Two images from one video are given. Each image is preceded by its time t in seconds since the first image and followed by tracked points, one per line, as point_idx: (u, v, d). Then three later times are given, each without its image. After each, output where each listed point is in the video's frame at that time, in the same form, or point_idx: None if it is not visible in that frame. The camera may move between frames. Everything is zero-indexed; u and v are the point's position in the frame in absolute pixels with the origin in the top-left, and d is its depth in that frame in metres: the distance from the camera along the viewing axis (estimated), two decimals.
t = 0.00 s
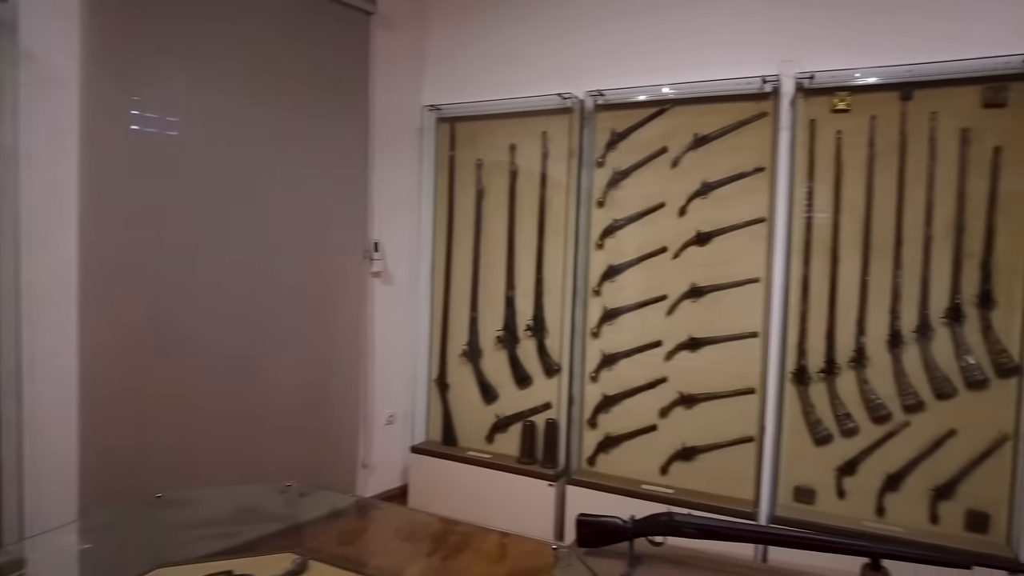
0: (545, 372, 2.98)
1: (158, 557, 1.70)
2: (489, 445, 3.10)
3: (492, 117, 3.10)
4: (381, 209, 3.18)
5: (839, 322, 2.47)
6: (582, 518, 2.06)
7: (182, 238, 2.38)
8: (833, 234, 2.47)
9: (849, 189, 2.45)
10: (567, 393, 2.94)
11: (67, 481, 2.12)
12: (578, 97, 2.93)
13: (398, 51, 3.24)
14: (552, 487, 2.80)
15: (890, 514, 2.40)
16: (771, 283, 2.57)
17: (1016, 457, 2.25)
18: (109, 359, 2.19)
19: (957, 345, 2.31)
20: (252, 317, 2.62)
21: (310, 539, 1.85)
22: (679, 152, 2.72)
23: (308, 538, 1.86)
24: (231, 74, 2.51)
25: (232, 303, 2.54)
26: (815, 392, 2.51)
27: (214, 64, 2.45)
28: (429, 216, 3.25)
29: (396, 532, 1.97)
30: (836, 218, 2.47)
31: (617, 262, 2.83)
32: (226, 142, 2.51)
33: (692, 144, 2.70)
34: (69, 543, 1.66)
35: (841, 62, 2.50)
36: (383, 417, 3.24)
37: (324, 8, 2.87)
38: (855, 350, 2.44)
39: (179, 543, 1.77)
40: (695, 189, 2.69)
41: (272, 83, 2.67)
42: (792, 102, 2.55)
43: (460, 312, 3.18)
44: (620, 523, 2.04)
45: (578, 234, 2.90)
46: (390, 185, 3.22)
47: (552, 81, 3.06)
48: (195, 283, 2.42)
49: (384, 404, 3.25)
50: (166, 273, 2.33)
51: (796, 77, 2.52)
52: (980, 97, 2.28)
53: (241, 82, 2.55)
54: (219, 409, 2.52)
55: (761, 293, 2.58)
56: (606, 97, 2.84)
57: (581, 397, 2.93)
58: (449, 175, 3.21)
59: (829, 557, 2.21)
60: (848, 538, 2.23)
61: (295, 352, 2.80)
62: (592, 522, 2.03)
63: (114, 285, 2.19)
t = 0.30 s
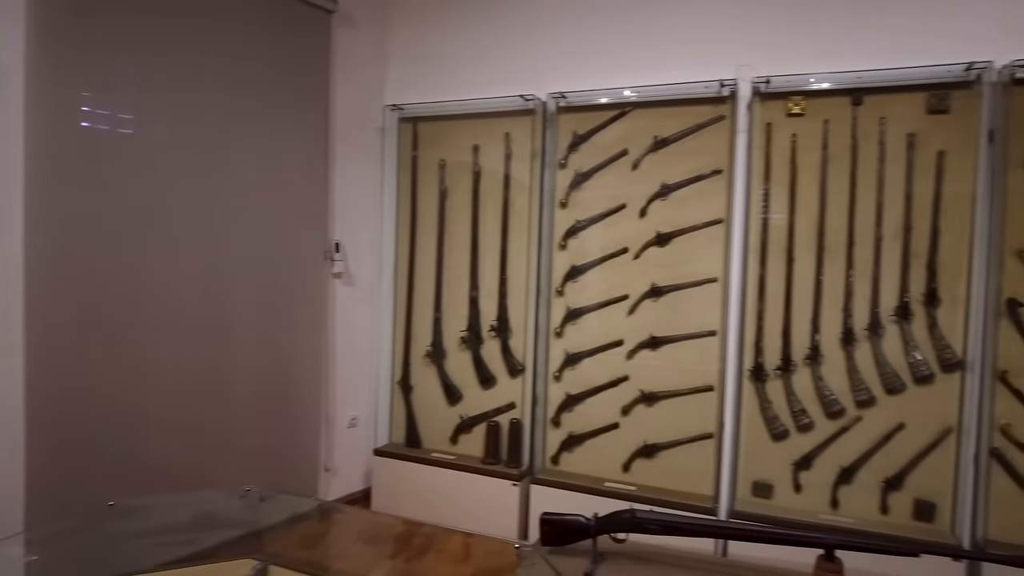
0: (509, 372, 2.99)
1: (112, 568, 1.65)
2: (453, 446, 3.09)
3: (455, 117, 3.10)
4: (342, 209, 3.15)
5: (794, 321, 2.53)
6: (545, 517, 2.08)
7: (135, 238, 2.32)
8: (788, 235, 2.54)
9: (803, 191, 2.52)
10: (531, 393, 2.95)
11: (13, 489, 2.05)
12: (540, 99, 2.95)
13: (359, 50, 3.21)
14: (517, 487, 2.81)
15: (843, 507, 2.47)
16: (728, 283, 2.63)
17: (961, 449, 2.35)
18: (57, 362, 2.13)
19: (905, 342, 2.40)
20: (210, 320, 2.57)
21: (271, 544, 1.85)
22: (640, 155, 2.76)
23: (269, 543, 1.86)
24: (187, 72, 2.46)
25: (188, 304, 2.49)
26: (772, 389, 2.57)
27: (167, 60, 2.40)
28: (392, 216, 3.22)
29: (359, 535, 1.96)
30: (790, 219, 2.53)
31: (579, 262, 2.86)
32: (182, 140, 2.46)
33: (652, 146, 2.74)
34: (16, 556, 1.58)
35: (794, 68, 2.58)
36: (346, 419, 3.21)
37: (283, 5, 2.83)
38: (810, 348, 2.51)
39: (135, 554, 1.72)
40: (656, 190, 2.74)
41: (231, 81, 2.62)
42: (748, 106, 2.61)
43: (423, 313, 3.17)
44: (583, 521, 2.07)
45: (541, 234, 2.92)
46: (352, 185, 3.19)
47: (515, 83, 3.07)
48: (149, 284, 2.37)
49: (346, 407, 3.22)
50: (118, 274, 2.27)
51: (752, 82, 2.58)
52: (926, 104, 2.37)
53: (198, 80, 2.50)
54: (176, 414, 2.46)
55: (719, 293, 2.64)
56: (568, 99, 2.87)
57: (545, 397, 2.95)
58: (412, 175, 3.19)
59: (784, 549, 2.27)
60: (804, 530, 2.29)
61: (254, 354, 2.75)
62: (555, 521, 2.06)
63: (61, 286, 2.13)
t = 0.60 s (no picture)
0: (476, 373, 2.99)
1: None
2: (420, 447, 3.07)
3: (420, 117, 3.09)
4: (306, 209, 3.11)
5: (755, 320, 2.59)
6: (512, 517, 2.08)
7: (89, 237, 2.25)
8: (749, 235, 2.58)
9: (764, 193, 2.57)
10: (499, 393, 2.95)
11: None
12: (506, 100, 2.96)
13: (323, 48, 3.17)
14: (484, 487, 2.81)
15: (804, 501, 2.53)
16: (692, 283, 2.67)
17: (914, 442, 2.42)
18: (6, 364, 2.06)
19: (862, 339, 2.47)
20: (168, 322, 2.51)
21: (233, 550, 1.82)
22: (604, 156, 2.78)
23: (230, 548, 1.83)
24: (144, 69, 2.42)
25: (145, 306, 2.43)
26: (734, 386, 2.62)
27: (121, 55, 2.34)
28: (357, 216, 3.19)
29: (323, 539, 1.94)
30: (752, 220, 2.58)
31: (546, 263, 2.87)
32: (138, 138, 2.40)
33: (617, 148, 2.77)
34: None
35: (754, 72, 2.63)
36: (311, 422, 3.17)
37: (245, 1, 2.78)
38: (771, 345, 2.56)
39: (93, 565, 1.68)
40: (621, 191, 2.76)
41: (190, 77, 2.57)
42: (711, 108, 2.65)
43: (390, 313, 3.14)
44: (550, 520, 2.08)
45: (508, 234, 2.92)
46: (316, 185, 3.15)
47: (481, 84, 3.07)
48: (104, 284, 2.31)
49: (311, 409, 3.17)
50: (71, 274, 2.21)
51: (714, 85, 2.62)
52: (880, 108, 2.44)
53: (155, 77, 2.45)
54: (132, 418, 2.40)
55: (683, 292, 2.68)
56: (534, 100, 2.87)
57: (512, 397, 2.95)
58: (377, 175, 3.16)
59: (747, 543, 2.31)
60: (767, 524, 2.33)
61: (215, 356, 2.70)
62: (523, 521, 2.06)
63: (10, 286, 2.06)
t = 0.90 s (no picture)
0: (447, 373, 2.97)
1: None
2: (389, 449, 3.05)
3: (389, 116, 3.07)
4: (272, 209, 3.06)
5: (721, 319, 2.62)
6: (483, 517, 2.13)
7: (49, 235, 2.19)
8: (715, 235, 2.62)
9: (729, 193, 2.61)
10: (469, 394, 2.94)
11: None
12: (475, 99, 2.95)
13: (291, 46, 3.13)
14: (454, 488, 2.80)
15: (769, 496, 2.57)
16: (660, 282, 2.70)
17: (875, 437, 2.49)
18: None
19: (826, 337, 2.52)
20: (129, 325, 2.45)
21: (196, 557, 1.83)
22: (573, 157, 2.80)
23: (194, 556, 1.84)
24: (105, 64, 2.35)
25: (107, 306, 2.37)
26: (701, 384, 2.65)
27: (80, 49, 2.27)
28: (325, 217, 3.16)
29: (290, 543, 1.92)
30: (717, 220, 2.62)
31: (516, 263, 2.87)
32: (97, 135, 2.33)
33: (586, 148, 2.78)
34: None
35: (720, 74, 2.67)
36: (277, 425, 3.12)
37: None
38: (737, 344, 2.60)
39: None
40: (589, 192, 2.78)
41: (152, 74, 2.51)
42: (678, 110, 2.68)
43: (358, 314, 3.11)
44: (521, 519, 2.11)
45: (478, 235, 2.92)
46: (283, 184, 3.10)
47: (450, 84, 3.06)
48: (66, 284, 2.24)
49: (277, 412, 3.13)
50: (31, 274, 2.14)
51: (681, 87, 2.65)
52: (842, 111, 2.49)
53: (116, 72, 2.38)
54: (94, 422, 2.34)
55: (650, 292, 2.71)
56: (504, 100, 2.88)
57: (483, 397, 2.94)
58: (345, 174, 3.13)
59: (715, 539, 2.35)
60: (735, 520, 2.35)
61: (180, 358, 2.65)
62: (493, 522, 2.11)
63: None
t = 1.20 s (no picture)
0: (421, 374, 2.95)
1: None
2: (363, 451, 3.02)
3: (361, 114, 3.04)
4: (242, 207, 3.00)
5: (694, 317, 2.64)
6: (457, 518, 2.12)
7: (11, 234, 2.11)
8: (687, 235, 2.64)
9: (701, 193, 2.63)
10: (443, 394, 2.92)
11: None
12: (448, 98, 2.94)
13: (260, 43, 3.07)
14: (429, 489, 2.78)
15: (741, 492, 2.60)
16: (633, 281, 2.71)
17: (844, 432, 2.53)
18: None
19: (796, 334, 2.55)
20: (94, 325, 2.38)
21: (165, 563, 1.76)
22: (547, 157, 2.80)
23: (162, 563, 1.77)
24: (69, 58, 2.27)
25: (71, 307, 2.30)
26: (674, 382, 2.67)
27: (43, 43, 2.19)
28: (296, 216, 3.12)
29: (260, 548, 1.87)
30: (690, 220, 2.64)
31: (491, 262, 2.87)
32: (60, 131, 2.25)
33: (560, 148, 2.79)
34: None
35: (692, 75, 2.69)
36: (248, 428, 3.07)
37: None
38: (709, 341, 2.63)
39: None
40: (564, 191, 2.78)
41: (118, 69, 2.44)
42: (650, 110, 2.70)
43: (331, 314, 3.07)
44: (495, 519, 2.12)
45: (452, 234, 2.90)
46: (253, 183, 3.05)
47: (422, 82, 3.04)
48: (28, 285, 2.17)
49: (248, 414, 3.07)
50: None
51: (654, 87, 2.67)
52: (812, 112, 2.53)
53: (80, 66, 2.31)
54: (57, 427, 2.27)
55: (624, 291, 2.72)
56: (477, 99, 2.87)
57: (457, 397, 2.93)
58: (317, 173, 3.09)
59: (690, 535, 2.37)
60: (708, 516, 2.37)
61: (147, 360, 2.59)
62: (467, 522, 2.11)
63: None
